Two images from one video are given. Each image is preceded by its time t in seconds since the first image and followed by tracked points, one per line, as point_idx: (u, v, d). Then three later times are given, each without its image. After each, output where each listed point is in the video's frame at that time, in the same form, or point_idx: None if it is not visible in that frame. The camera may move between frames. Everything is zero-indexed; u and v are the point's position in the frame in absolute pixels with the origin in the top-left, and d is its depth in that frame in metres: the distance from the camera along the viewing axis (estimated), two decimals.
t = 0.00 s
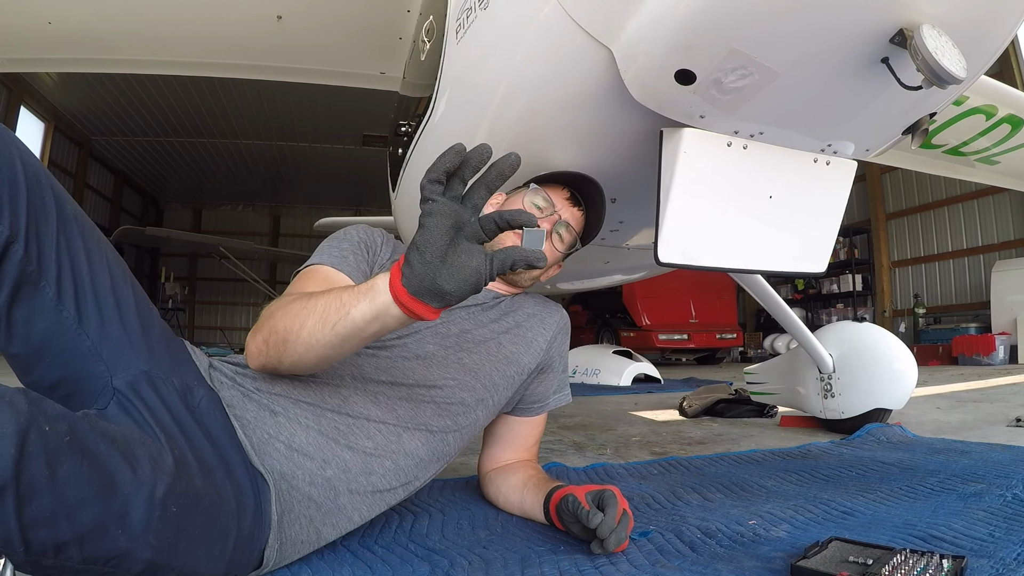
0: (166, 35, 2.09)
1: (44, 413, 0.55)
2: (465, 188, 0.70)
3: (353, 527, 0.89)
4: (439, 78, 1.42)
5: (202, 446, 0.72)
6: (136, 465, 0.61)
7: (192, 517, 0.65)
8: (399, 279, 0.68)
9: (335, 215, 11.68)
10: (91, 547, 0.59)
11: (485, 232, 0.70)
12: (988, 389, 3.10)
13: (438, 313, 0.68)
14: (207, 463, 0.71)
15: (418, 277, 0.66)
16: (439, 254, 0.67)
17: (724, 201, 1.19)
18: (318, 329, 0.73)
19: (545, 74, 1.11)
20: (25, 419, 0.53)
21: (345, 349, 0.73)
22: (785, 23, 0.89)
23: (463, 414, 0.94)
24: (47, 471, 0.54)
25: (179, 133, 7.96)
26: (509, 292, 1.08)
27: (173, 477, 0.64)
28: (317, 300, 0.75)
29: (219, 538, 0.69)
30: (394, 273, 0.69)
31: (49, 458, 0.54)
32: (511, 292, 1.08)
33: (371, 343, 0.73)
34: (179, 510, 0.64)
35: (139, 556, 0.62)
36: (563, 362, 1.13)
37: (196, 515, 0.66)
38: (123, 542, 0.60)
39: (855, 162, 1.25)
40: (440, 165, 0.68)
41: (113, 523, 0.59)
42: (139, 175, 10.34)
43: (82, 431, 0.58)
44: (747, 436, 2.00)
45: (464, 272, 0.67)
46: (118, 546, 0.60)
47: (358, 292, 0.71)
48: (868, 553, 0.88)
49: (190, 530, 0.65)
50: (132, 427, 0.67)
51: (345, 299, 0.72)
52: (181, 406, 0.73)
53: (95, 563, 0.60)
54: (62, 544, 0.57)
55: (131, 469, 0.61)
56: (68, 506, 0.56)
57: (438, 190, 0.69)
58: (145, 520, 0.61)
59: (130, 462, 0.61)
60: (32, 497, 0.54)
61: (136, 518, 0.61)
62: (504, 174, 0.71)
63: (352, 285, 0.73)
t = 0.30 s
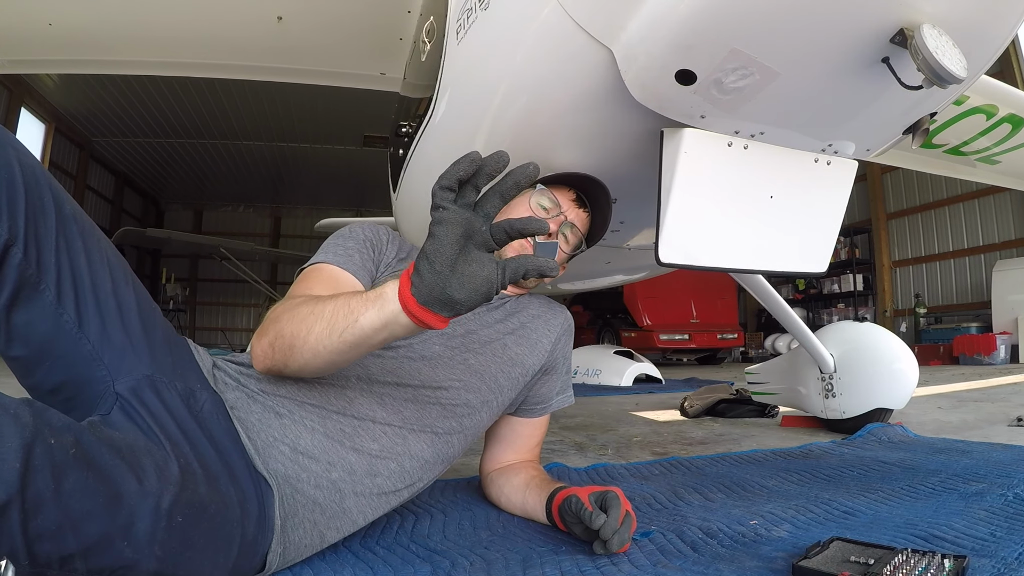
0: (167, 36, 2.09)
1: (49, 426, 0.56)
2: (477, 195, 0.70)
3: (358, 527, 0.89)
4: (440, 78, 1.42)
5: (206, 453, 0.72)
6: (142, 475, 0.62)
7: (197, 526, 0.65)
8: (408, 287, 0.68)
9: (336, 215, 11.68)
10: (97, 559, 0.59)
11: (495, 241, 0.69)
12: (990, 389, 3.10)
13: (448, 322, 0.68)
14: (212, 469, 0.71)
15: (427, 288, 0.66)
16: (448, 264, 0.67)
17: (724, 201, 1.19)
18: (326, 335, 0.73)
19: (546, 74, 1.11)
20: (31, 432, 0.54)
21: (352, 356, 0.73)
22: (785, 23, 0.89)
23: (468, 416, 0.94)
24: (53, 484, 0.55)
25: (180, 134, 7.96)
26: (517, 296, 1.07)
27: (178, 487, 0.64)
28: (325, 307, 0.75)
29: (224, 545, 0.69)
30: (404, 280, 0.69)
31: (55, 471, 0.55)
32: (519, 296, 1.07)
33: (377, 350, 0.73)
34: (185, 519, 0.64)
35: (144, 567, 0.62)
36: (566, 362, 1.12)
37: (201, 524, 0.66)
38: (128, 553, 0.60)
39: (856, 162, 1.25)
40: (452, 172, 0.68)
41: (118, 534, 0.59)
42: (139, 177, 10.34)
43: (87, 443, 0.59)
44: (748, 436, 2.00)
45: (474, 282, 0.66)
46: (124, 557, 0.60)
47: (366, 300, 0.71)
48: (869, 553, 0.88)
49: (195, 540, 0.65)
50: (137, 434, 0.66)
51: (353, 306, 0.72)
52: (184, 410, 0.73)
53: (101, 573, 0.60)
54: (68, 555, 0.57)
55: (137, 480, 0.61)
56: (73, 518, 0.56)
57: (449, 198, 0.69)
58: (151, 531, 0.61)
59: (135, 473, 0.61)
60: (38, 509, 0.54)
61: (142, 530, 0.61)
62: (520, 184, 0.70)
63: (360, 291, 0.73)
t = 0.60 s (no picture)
0: (168, 37, 2.09)
1: (49, 428, 0.56)
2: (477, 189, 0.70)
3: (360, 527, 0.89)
4: (441, 78, 1.42)
5: (208, 454, 0.72)
6: (143, 478, 0.62)
7: (198, 528, 0.65)
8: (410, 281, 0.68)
9: (337, 216, 11.68)
10: (98, 561, 0.59)
11: (496, 234, 0.70)
12: (990, 388, 3.10)
13: (450, 314, 0.68)
14: (213, 471, 0.71)
15: (428, 280, 0.66)
16: (449, 256, 0.67)
17: (725, 201, 1.19)
18: (328, 330, 0.73)
19: (546, 74, 1.11)
20: (32, 435, 0.54)
21: (355, 351, 0.73)
22: (785, 23, 0.89)
23: (470, 416, 0.94)
24: (54, 487, 0.55)
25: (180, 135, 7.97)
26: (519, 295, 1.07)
27: (180, 489, 0.64)
28: (325, 302, 0.75)
29: (225, 547, 0.69)
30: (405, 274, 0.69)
31: (56, 474, 0.55)
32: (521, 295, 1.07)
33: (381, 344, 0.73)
34: (186, 522, 0.64)
35: (146, 569, 0.62)
36: (568, 362, 1.12)
37: (202, 527, 0.66)
38: (130, 555, 0.60)
39: (857, 161, 1.25)
40: (453, 167, 0.68)
41: (120, 537, 0.59)
42: (140, 178, 10.35)
43: (88, 446, 0.59)
44: (749, 436, 2.00)
45: (474, 274, 0.66)
46: (125, 560, 0.60)
47: (368, 295, 0.71)
48: (870, 553, 0.88)
49: (196, 542, 0.65)
50: (138, 436, 0.66)
51: (354, 301, 0.72)
52: (185, 411, 0.73)
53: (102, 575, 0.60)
54: (69, 558, 0.57)
55: (138, 482, 0.61)
56: (74, 521, 0.56)
57: (450, 191, 0.69)
58: (152, 533, 0.61)
59: (136, 476, 0.61)
60: (39, 512, 0.54)
61: (143, 532, 0.61)
62: (520, 179, 0.70)
63: (362, 286, 0.73)
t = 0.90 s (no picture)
0: (169, 39, 2.10)
1: (51, 429, 0.56)
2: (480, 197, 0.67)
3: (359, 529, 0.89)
4: (441, 79, 1.42)
5: (208, 454, 0.72)
6: (143, 478, 0.62)
7: (199, 528, 0.65)
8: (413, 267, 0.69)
9: (337, 217, 11.68)
10: (99, 561, 0.59)
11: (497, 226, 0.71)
12: (991, 388, 3.10)
13: (449, 301, 0.69)
14: (214, 470, 0.71)
15: (431, 266, 0.67)
16: (452, 242, 0.68)
17: (726, 201, 1.19)
18: (328, 318, 0.73)
19: (546, 75, 1.11)
20: (34, 436, 0.54)
21: (355, 340, 0.73)
22: (785, 23, 0.89)
23: (471, 418, 0.94)
24: (55, 487, 0.55)
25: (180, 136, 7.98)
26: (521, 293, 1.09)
27: (181, 489, 0.64)
28: (324, 293, 0.75)
29: (225, 547, 0.69)
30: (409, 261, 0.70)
31: (57, 474, 0.55)
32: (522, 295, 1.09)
33: (382, 331, 0.73)
34: (187, 522, 0.64)
35: (146, 569, 0.62)
36: (569, 364, 1.12)
37: (203, 527, 0.66)
38: (130, 556, 0.60)
39: (857, 161, 1.25)
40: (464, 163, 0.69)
41: (120, 538, 0.59)
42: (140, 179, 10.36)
43: (89, 447, 0.59)
44: (750, 436, 2.00)
45: (474, 266, 0.67)
46: (126, 560, 0.60)
47: (369, 282, 0.72)
48: (872, 553, 0.88)
49: (197, 542, 0.65)
50: (139, 437, 0.66)
51: (356, 288, 0.72)
52: (186, 412, 0.73)
53: None
54: (70, 559, 0.57)
55: (139, 483, 0.61)
56: (75, 521, 0.56)
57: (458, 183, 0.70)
58: (153, 534, 0.61)
59: (136, 476, 0.61)
60: (40, 513, 0.54)
61: (143, 533, 0.61)
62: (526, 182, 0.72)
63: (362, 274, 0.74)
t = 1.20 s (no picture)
0: (169, 40, 2.10)
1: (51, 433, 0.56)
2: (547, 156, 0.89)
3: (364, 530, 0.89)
4: (441, 79, 1.42)
5: (211, 456, 0.72)
6: (145, 482, 0.62)
7: (201, 532, 0.65)
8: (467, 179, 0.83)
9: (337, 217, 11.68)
10: (101, 565, 0.59)
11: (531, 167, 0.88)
12: (991, 388, 3.10)
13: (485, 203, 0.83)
14: (217, 473, 0.71)
15: (486, 162, 0.83)
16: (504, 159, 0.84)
17: (727, 201, 1.19)
18: (376, 198, 0.84)
19: (546, 75, 1.11)
20: (34, 440, 0.54)
21: (388, 228, 0.84)
22: (785, 23, 0.89)
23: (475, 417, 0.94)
24: (56, 491, 0.55)
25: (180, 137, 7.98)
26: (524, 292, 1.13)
27: (183, 493, 0.64)
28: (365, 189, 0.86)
29: (228, 550, 0.69)
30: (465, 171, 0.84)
31: (57, 478, 0.55)
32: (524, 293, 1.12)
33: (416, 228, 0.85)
34: (188, 526, 0.64)
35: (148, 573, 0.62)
36: (573, 364, 1.12)
37: (205, 530, 0.66)
38: (131, 559, 0.60)
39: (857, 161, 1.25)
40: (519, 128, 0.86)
41: (122, 542, 0.59)
42: (141, 180, 10.36)
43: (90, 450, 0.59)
44: (751, 436, 2.00)
45: (516, 180, 0.83)
46: (127, 564, 0.60)
47: (417, 177, 0.85)
48: (872, 552, 0.88)
49: (199, 546, 0.65)
50: (141, 440, 0.66)
51: (406, 179, 0.85)
52: (188, 414, 0.73)
53: None
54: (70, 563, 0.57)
55: (140, 486, 0.61)
56: (76, 524, 0.56)
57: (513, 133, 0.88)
58: (154, 538, 0.61)
59: (138, 479, 0.61)
60: (40, 517, 0.54)
61: (144, 536, 0.61)
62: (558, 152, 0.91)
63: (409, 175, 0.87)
